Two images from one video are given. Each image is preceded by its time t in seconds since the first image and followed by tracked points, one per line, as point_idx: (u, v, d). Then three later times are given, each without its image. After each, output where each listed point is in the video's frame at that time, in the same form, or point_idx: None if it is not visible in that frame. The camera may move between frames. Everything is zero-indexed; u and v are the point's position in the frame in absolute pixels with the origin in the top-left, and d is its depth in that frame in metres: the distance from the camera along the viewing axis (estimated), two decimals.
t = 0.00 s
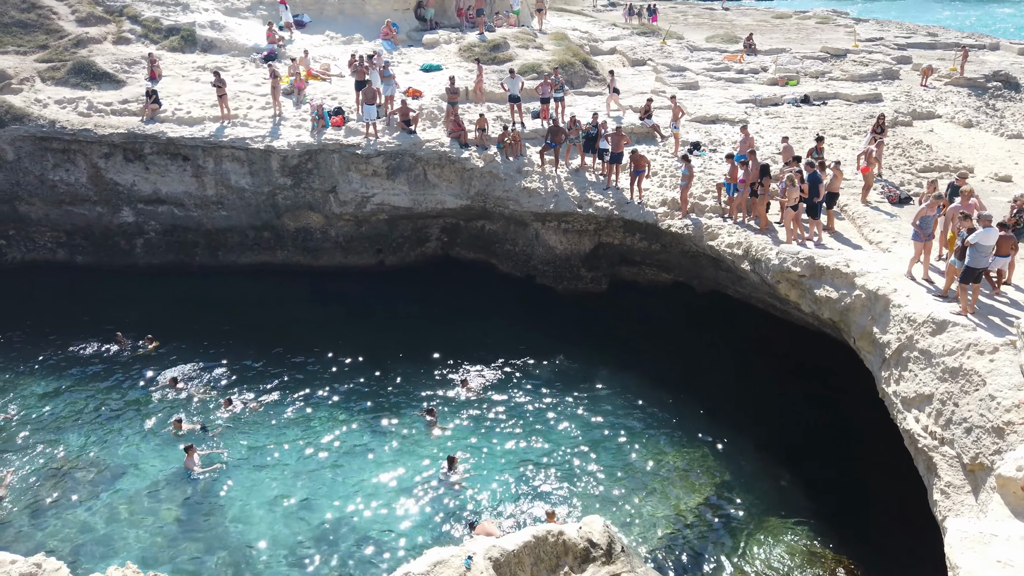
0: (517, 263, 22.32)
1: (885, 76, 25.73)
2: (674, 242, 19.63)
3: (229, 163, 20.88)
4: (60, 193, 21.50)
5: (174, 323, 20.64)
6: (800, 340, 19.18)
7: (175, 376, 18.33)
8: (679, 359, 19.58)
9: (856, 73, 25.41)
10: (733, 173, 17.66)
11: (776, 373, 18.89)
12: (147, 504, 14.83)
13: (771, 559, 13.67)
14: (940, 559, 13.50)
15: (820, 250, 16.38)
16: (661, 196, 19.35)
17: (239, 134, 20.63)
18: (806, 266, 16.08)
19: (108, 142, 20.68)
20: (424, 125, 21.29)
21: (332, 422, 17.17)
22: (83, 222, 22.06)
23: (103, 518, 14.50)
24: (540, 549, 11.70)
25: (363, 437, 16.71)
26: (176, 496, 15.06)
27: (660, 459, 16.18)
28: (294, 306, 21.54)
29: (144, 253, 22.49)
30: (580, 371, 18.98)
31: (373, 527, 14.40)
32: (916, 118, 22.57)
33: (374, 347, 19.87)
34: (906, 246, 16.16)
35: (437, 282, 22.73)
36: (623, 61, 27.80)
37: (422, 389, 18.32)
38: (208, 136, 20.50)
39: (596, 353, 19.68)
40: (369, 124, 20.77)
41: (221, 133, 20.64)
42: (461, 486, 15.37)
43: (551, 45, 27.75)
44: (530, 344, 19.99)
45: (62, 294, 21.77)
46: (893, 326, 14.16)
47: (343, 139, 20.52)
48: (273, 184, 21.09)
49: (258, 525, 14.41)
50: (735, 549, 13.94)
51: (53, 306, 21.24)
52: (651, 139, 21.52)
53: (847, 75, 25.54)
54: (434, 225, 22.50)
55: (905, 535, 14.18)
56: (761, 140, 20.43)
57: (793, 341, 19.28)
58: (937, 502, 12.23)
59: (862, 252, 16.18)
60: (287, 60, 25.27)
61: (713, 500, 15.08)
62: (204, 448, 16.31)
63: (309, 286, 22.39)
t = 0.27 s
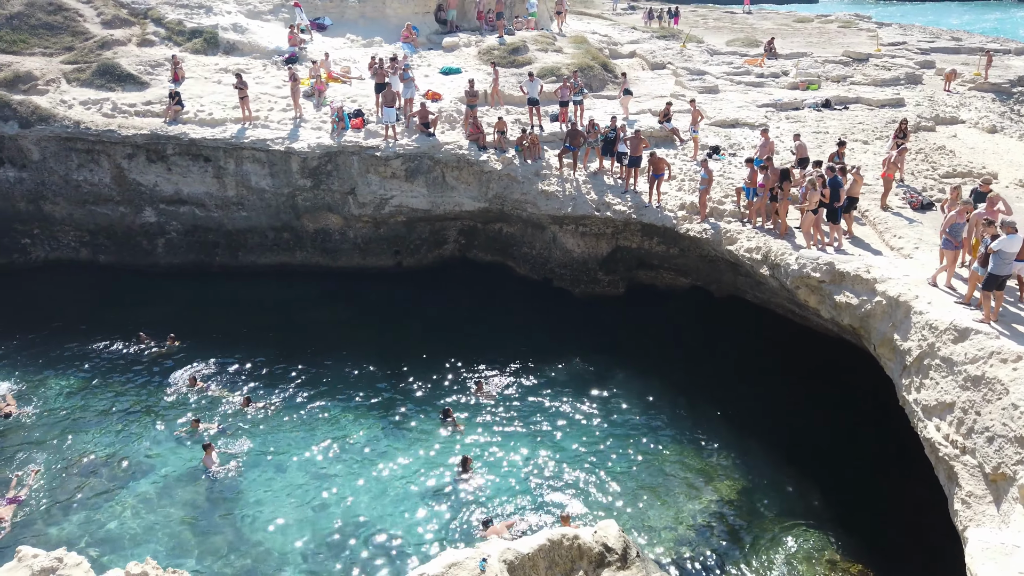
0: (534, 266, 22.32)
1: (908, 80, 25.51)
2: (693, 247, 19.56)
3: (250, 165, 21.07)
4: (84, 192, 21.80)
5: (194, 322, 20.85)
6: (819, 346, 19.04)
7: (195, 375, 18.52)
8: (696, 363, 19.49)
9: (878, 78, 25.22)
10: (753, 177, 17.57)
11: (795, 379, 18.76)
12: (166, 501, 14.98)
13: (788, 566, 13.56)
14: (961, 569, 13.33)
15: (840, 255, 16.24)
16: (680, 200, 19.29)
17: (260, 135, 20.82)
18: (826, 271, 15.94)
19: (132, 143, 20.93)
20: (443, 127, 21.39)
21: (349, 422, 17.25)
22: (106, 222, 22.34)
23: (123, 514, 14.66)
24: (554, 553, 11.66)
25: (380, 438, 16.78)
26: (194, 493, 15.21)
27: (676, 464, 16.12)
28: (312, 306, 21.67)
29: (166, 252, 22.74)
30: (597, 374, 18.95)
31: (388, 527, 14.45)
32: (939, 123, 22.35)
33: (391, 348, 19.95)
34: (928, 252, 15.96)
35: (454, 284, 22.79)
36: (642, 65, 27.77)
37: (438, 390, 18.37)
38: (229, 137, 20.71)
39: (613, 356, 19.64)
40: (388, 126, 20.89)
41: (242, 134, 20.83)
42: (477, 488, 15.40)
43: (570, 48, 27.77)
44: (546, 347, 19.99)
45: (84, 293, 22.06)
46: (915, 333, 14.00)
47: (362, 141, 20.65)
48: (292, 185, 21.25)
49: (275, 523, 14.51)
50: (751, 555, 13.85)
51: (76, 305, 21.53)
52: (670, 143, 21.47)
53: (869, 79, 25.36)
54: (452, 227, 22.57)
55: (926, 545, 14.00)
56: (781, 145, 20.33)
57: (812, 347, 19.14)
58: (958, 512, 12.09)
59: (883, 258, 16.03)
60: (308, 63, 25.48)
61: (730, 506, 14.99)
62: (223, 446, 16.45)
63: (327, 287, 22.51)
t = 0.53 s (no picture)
0: (552, 265, 22.32)
1: (933, 80, 25.20)
2: (712, 247, 19.45)
3: (271, 163, 21.24)
4: (108, 189, 22.08)
5: (214, 318, 21.06)
6: (839, 348, 18.87)
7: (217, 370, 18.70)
8: (714, 364, 19.40)
9: (902, 78, 24.95)
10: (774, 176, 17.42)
11: (814, 381, 18.62)
12: (186, 495, 15.15)
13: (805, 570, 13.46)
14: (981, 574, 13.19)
15: (862, 257, 16.06)
16: (700, 200, 19.20)
17: (281, 133, 20.97)
18: (847, 273, 15.78)
19: (155, 140, 21.17)
20: (463, 126, 21.45)
21: (367, 419, 17.35)
22: (129, 218, 22.62)
23: (144, 506, 14.84)
24: (570, 552, 11.63)
25: (398, 435, 16.85)
26: (214, 486, 15.37)
27: (693, 465, 16.04)
28: (331, 303, 21.80)
29: (187, 249, 22.98)
30: (614, 374, 18.91)
31: (404, 524, 14.51)
32: (964, 124, 22.06)
33: (409, 346, 20.04)
34: (952, 254, 15.74)
35: (472, 282, 22.83)
36: (663, 64, 27.67)
37: (456, 388, 18.42)
38: (251, 135, 20.88)
39: (630, 356, 19.59)
40: (408, 125, 20.97)
41: (264, 132, 21.00)
42: (493, 486, 15.43)
43: (591, 47, 27.72)
44: (564, 346, 19.99)
45: (107, 288, 22.35)
46: (937, 336, 13.80)
47: (382, 140, 20.74)
48: (313, 183, 21.39)
49: (292, 518, 14.61)
50: (768, 558, 13.75)
51: (100, 300, 21.82)
52: (690, 143, 21.37)
53: (893, 80, 25.10)
54: (471, 226, 22.63)
55: (946, 549, 13.86)
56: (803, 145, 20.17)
57: (832, 349, 18.98)
58: (980, 518, 11.93)
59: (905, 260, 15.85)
60: (329, 62, 25.63)
61: (747, 508, 14.90)
62: (242, 441, 16.61)
63: (346, 285, 22.63)
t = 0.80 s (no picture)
0: (571, 262, 22.28)
1: (959, 78, 24.84)
2: (732, 246, 19.31)
3: (293, 158, 21.38)
4: (132, 183, 22.34)
5: (235, 312, 21.26)
6: (861, 349, 18.67)
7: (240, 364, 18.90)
8: (733, 364, 19.30)
9: (928, 76, 24.63)
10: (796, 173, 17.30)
11: (834, 382, 18.46)
12: (207, 486, 15.32)
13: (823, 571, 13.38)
14: None
15: (885, 257, 15.86)
16: (720, 199, 19.09)
17: (303, 129, 21.11)
18: (870, 273, 15.59)
19: (179, 135, 21.38)
20: (483, 123, 21.48)
21: (386, 413, 17.46)
22: (153, 213, 22.87)
23: (165, 497, 15.04)
24: (587, 550, 11.60)
25: (415, 431, 16.92)
26: (234, 479, 15.53)
27: (711, 465, 15.97)
28: (350, 299, 21.91)
29: (210, 243, 23.21)
30: (632, 373, 18.85)
31: (420, 519, 14.58)
32: (992, 123, 21.72)
33: (427, 342, 20.11)
34: (978, 255, 15.48)
35: (490, 279, 22.85)
36: (685, 61, 27.50)
37: (474, 384, 18.47)
38: (273, 131, 21.04)
39: (648, 354, 19.54)
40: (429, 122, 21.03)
41: (286, 128, 21.16)
42: (510, 482, 15.47)
43: (612, 44, 27.61)
44: (582, 344, 19.96)
45: (131, 282, 22.63)
46: (962, 338, 13.59)
47: (403, 136, 20.81)
48: (334, 179, 21.52)
49: (311, 511, 14.75)
50: (786, 559, 13.69)
51: (123, 293, 22.10)
52: (711, 140, 21.25)
53: (918, 78, 24.79)
54: (490, 222, 22.66)
55: (967, 553, 13.69)
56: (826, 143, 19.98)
57: (853, 350, 18.78)
58: (1003, 522, 11.78)
59: (929, 260, 15.63)
60: (350, 58, 25.75)
61: (765, 508, 14.83)
62: (262, 434, 16.77)
63: (365, 281, 22.71)
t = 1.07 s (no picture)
0: (591, 260, 22.24)
1: (988, 76, 24.43)
2: (754, 244, 19.16)
3: (315, 155, 21.54)
4: (158, 179, 22.60)
5: (257, 307, 21.46)
6: (885, 350, 18.46)
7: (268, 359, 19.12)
8: (754, 363, 19.18)
9: (956, 74, 24.25)
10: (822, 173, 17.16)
11: (857, 383, 18.27)
12: (229, 479, 15.50)
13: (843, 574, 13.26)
14: None
15: (911, 257, 15.62)
16: (743, 197, 18.98)
17: (325, 126, 21.25)
18: (895, 273, 15.36)
19: (204, 132, 21.60)
20: (504, 120, 21.50)
21: (406, 409, 17.55)
22: (178, 208, 23.13)
23: (189, 489, 15.23)
24: (605, 548, 11.58)
25: (434, 426, 16.98)
26: (256, 472, 15.70)
27: (731, 465, 15.88)
28: (370, 295, 22.03)
29: (233, 239, 23.43)
30: (652, 372, 18.78)
31: (438, 514, 14.64)
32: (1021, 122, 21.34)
33: (447, 338, 20.19)
34: (1006, 255, 15.19)
35: (510, 276, 22.86)
36: (708, 59, 27.31)
37: (493, 381, 18.51)
38: (296, 127, 21.20)
39: (668, 353, 19.46)
40: (450, 119, 21.08)
41: (309, 125, 21.31)
42: (528, 479, 15.49)
43: (634, 41, 27.48)
44: (601, 342, 19.92)
45: (155, 276, 22.91)
46: (988, 340, 13.32)
47: (424, 133, 20.89)
48: (355, 176, 21.65)
49: (331, 505, 14.88)
50: (805, 560, 13.60)
51: (148, 288, 22.39)
52: (734, 138, 21.10)
53: (946, 75, 24.42)
54: (510, 220, 22.67)
55: (989, 558, 13.53)
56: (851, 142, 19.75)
57: (877, 351, 18.57)
58: None
59: (956, 260, 15.40)
60: (372, 55, 25.86)
61: (785, 509, 14.73)
62: (284, 428, 16.92)
63: (386, 277, 22.81)
